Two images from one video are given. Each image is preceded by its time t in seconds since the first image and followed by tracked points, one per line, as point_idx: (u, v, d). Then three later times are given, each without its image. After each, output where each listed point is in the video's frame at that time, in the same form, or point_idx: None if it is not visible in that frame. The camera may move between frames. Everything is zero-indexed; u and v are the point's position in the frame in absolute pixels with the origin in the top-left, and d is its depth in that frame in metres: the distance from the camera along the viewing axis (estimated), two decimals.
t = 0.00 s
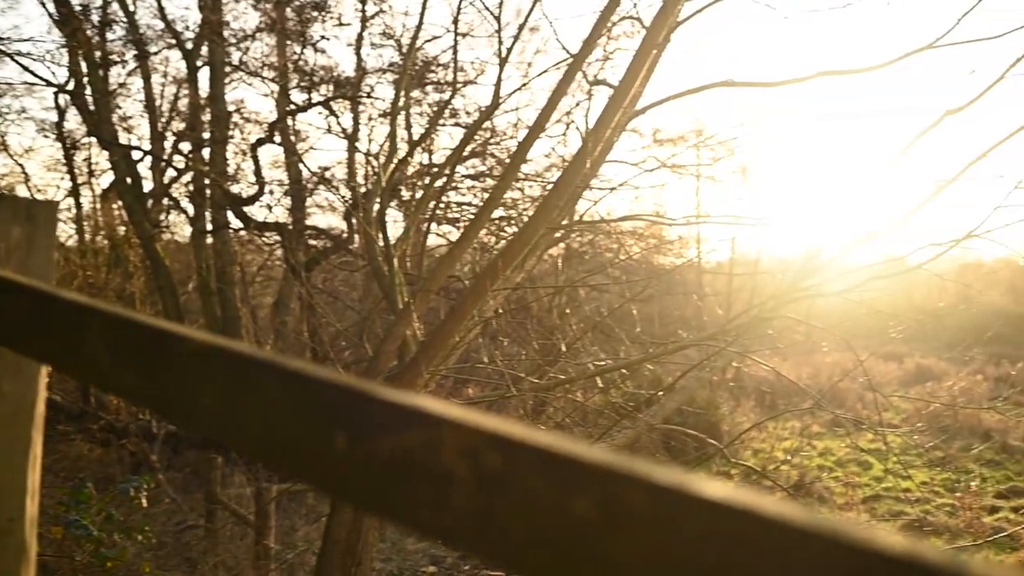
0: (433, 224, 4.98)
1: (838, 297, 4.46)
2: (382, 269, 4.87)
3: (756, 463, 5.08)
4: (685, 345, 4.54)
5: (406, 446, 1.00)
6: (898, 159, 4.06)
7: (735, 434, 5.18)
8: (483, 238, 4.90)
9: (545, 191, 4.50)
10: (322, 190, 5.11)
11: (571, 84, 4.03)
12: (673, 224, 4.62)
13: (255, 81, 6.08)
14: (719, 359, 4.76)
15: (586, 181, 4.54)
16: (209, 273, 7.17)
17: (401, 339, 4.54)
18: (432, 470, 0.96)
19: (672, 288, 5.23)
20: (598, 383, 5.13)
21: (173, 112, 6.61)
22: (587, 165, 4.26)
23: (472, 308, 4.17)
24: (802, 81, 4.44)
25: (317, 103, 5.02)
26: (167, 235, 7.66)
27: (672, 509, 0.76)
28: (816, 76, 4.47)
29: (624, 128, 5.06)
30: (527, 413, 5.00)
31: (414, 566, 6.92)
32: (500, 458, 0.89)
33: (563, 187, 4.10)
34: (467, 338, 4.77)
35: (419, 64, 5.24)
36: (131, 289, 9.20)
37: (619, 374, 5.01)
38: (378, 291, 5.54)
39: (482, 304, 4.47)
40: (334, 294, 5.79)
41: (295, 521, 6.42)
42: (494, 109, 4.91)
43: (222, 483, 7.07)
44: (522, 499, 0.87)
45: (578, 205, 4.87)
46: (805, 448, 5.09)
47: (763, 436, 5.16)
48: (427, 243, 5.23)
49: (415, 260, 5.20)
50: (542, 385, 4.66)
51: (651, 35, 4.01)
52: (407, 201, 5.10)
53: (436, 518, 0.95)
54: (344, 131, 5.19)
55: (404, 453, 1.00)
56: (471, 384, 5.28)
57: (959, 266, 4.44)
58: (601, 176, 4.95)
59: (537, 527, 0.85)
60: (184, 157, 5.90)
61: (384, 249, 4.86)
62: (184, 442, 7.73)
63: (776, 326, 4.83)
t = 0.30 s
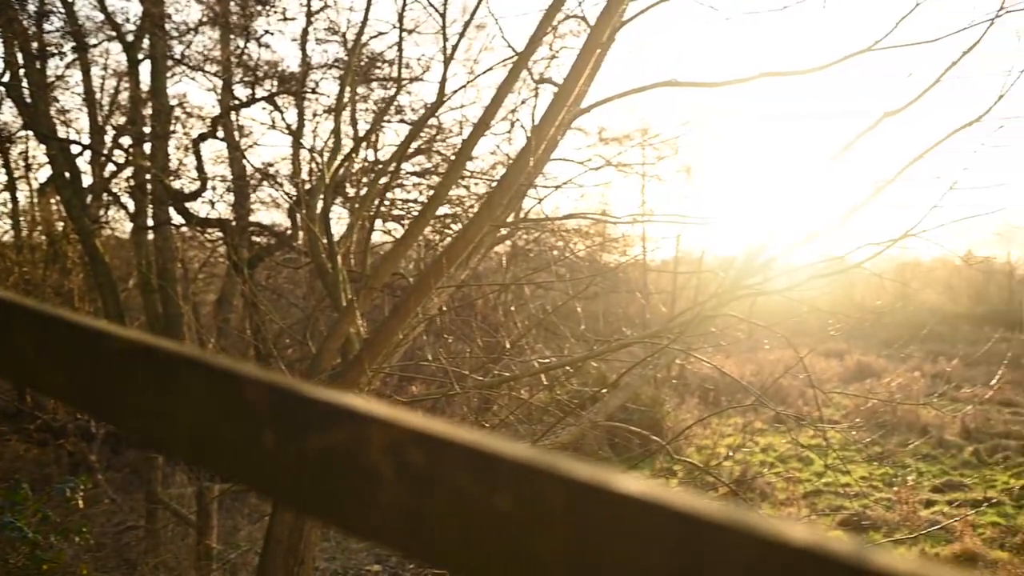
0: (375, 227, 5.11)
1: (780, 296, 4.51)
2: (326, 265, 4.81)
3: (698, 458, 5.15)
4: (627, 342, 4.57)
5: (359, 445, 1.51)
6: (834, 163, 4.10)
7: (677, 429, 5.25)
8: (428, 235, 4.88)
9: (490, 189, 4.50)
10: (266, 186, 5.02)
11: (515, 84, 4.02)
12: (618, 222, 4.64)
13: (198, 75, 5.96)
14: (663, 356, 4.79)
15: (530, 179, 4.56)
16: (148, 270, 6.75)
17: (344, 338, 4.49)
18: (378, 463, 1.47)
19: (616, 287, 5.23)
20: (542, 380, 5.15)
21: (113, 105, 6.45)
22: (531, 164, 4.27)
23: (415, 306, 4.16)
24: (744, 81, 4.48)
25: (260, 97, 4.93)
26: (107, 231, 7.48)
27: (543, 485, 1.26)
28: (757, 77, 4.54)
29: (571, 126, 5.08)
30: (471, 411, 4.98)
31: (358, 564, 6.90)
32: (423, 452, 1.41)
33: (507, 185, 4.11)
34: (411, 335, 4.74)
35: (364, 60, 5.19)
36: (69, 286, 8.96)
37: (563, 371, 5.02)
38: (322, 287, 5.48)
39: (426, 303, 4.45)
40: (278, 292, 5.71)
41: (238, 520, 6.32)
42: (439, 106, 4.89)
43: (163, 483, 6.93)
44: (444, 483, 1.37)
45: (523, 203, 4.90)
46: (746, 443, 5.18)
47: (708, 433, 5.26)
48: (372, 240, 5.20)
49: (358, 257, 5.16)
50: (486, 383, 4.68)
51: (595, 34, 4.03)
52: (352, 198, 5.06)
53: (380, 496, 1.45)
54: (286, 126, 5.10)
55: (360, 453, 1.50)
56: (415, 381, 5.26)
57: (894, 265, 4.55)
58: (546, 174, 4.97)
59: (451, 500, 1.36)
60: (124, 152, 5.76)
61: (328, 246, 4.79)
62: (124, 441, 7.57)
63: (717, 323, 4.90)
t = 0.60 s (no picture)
0: (327, 220, 5.02)
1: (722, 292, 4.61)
2: (270, 261, 4.74)
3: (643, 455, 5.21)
4: (571, 339, 4.59)
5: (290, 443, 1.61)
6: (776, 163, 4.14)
7: (622, 425, 5.31)
8: (373, 231, 4.84)
9: (434, 186, 4.49)
10: (210, 181, 4.94)
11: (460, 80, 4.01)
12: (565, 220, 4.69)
13: (141, 69, 5.84)
14: (608, 353, 4.80)
15: (476, 175, 4.54)
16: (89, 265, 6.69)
17: (288, 335, 4.44)
18: (310, 460, 1.57)
19: (562, 284, 5.21)
20: (489, 376, 5.15)
21: (53, 98, 6.29)
22: (476, 160, 4.27)
23: (359, 302, 4.18)
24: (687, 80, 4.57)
25: (203, 91, 4.85)
26: (46, 227, 7.28)
27: (446, 464, 1.40)
28: (701, 75, 4.60)
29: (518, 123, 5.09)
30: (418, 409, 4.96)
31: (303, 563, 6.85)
32: (348, 448, 1.52)
33: (451, 182, 4.11)
34: (355, 332, 4.70)
35: (310, 55, 5.14)
36: (7, 282, 8.70)
37: (510, 368, 5.03)
38: (266, 284, 5.41)
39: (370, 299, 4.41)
40: (222, 289, 5.63)
41: (181, 520, 6.23)
42: (385, 101, 4.86)
43: (103, 483, 6.80)
44: (360, 474, 1.49)
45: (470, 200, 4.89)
46: (690, 438, 5.25)
47: (652, 430, 5.32)
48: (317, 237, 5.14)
49: (303, 253, 5.10)
50: (430, 380, 4.66)
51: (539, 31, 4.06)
52: (297, 194, 5.01)
53: (313, 493, 1.56)
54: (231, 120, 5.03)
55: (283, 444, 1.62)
56: (362, 379, 5.23)
57: (838, 261, 4.66)
58: (492, 170, 4.96)
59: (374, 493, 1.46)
60: (63, 146, 5.61)
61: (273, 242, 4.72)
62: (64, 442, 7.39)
63: (662, 320, 4.96)
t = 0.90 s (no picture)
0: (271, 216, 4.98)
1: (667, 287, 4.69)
2: (212, 256, 4.68)
3: (588, 451, 5.28)
4: (516, 334, 4.62)
5: (204, 428, 1.89)
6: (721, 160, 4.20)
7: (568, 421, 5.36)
8: (318, 227, 4.81)
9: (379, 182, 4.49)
10: (152, 176, 4.86)
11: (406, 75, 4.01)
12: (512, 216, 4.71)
13: (82, 60, 5.71)
14: (554, 349, 4.85)
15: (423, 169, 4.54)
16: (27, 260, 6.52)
17: (230, 330, 4.39)
18: (221, 442, 1.85)
19: (508, 282, 5.27)
20: (436, 373, 5.17)
21: None
22: (420, 156, 4.28)
23: (303, 298, 4.19)
24: (634, 78, 4.63)
25: (145, 84, 4.76)
26: None
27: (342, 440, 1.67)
28: (646, 74, 4.65)
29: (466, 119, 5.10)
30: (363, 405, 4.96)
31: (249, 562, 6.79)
32: (274, 437, 1.76)
33: (394, 178, 4.13)
34: (299, 328, 4.66)
35: (255, 49, 5.09)
36: None
37: (456, 365, 5.06)
38: (210, 280, 5.34)
39: (314, 294, 4.40)
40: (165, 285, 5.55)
41: (123, 519, 6.13)
42: (331, 96, 4.83)
43: (42, 484, 6.65)
44: (264, 453, 1.76)
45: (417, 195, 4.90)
46: (634, 433, 5.32)
47: (600, 426, 5.43)
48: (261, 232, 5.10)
49: (246, 249, 5.05)
50: (373, 375, 4.65)
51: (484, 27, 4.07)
52: (241, 189, 4.96)
53: (223, 471, 1.84)
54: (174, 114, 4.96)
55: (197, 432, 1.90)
56: (307, 375, 5.20)
57: (780, 259, 4.76)
58: (440, 166, 4.96)
59: (294, 476, 1.70)
60: None
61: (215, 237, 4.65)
62: None
63: (608, 316, 5.02)
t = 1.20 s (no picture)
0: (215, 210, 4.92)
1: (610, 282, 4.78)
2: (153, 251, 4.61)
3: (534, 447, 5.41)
4: (461, 330, 4.71)
5: (106, 416, 1.84)
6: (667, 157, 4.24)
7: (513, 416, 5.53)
8: (262, 220, 4.78)
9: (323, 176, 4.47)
10: (95, 169, 4.75)
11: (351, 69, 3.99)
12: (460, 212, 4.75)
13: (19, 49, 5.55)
14: (499, 345, 5.01)
15: (369, 164, 4.54)
16: None
17: (170, 326, 4.35)
18: (123, 432, 1.81)
19: (457, 278, 5.39)
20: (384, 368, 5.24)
21: None
22: (364, 150, 4.28)
23: (245, 292, 4.19)
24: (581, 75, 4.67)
25: (87, 75, 4.67)
26: None
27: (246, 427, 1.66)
28: (593, 71, 4.68)
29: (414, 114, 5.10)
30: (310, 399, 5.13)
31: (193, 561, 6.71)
32: (182, 428, 1.73)
33: (337, 173, 4.14)
34: (242, 323, 4.62)
35: (198, 41, 5.03)
36: None
37: (404, 360, 5.28)
38: (151, 275, 5.26)
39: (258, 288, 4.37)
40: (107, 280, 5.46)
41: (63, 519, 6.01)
42: (276, 89, 4.79)
43: None
44: (167, 443, 1.75)
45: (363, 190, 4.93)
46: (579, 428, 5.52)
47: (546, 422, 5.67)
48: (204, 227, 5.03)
49: (188, 245, 5.00)
50: (317, 370, 4.66)
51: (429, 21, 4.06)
52: (185, 182, 4.88)
53: (124, 460, 1.80)
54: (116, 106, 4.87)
55: (96, 421, 1.85)
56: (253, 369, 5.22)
57: (725, 256, 4.85)
58: (388, 161, 4.97)
59: (195, 466, 1.68)
60: None
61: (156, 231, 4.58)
62: None
63: (553, 311, 5.14)
